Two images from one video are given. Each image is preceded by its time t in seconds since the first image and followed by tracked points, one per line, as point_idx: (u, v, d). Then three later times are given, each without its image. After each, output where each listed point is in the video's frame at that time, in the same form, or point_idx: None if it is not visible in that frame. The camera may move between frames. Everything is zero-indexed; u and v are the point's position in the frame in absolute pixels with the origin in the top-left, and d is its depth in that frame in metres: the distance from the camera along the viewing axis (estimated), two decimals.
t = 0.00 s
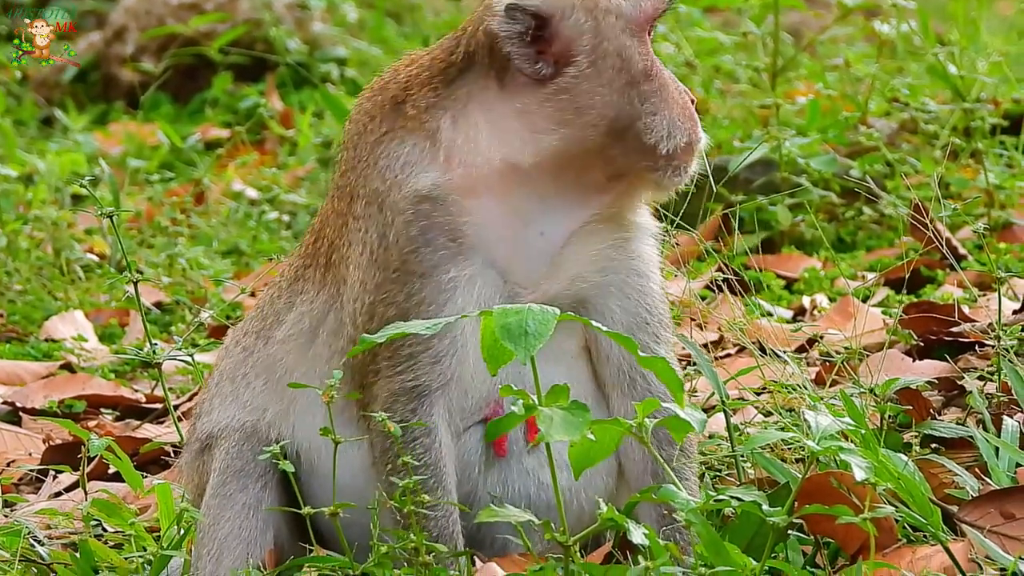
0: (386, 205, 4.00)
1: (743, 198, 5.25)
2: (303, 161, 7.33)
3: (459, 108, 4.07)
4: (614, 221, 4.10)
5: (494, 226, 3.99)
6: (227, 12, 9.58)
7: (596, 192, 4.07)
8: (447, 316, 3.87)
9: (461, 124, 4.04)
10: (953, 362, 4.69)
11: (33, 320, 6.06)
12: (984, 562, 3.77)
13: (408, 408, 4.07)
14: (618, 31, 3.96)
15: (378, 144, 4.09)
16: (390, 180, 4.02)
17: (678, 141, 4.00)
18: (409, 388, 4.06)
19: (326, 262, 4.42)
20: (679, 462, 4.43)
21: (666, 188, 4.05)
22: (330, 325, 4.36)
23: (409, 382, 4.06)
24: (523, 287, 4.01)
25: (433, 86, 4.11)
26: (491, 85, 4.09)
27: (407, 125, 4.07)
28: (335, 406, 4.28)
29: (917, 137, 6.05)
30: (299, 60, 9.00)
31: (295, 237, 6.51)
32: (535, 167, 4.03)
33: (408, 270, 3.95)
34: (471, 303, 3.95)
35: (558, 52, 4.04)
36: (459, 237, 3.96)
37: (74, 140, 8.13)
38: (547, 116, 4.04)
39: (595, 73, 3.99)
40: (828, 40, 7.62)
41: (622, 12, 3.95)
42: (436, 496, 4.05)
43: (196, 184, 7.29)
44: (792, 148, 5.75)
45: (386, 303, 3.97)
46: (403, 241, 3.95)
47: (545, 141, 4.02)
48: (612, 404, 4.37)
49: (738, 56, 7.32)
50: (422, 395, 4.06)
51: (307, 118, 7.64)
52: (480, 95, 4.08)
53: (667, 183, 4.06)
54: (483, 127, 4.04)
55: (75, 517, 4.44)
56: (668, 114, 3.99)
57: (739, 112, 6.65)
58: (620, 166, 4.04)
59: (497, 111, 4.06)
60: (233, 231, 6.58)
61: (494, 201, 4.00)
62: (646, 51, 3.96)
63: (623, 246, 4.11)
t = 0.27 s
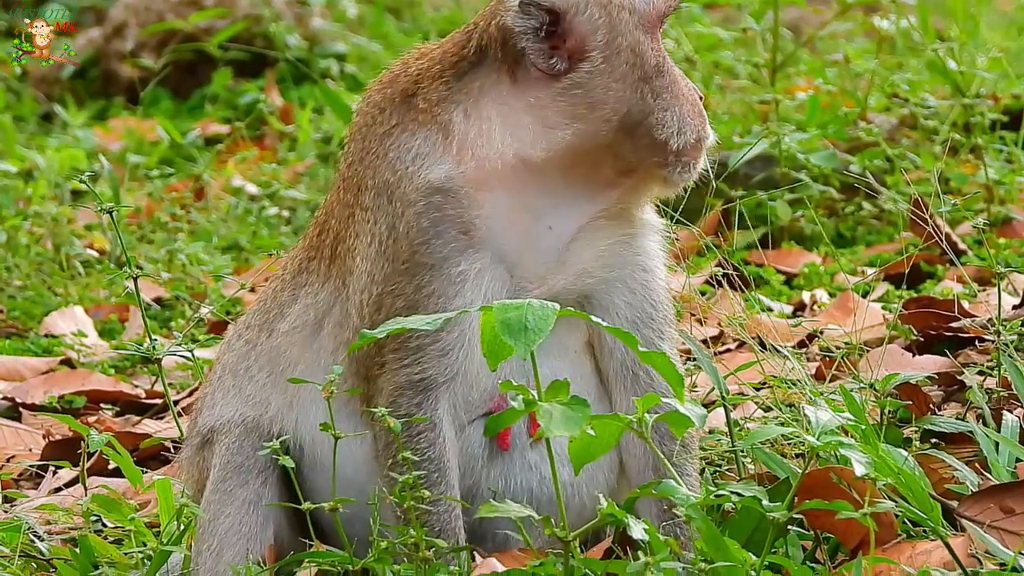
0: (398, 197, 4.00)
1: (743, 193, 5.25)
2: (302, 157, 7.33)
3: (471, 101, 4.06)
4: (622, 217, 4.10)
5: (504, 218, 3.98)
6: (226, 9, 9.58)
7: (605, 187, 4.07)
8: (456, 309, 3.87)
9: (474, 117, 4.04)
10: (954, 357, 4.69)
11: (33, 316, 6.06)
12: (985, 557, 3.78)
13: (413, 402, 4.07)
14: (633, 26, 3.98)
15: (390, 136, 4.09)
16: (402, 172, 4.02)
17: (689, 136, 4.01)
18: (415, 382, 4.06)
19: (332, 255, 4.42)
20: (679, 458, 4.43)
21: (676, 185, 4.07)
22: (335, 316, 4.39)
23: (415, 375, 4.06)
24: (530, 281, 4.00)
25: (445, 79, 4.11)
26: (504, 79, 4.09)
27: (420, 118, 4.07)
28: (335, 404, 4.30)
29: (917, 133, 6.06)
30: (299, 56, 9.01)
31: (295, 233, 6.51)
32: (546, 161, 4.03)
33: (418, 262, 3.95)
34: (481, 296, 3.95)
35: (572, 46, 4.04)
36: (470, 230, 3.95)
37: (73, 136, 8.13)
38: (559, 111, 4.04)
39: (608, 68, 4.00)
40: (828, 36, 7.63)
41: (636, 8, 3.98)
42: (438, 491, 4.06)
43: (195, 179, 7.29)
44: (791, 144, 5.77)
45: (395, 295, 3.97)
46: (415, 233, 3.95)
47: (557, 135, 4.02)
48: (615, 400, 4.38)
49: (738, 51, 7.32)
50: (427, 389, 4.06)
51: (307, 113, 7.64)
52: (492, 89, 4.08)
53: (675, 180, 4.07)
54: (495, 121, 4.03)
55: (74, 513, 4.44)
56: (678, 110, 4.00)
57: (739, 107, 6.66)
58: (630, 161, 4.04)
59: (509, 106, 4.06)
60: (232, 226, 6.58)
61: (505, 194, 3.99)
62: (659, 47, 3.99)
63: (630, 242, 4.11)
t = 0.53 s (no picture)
0: (394, 196, 4.00)
1: (737, 192, 5.25)
2: (297, 155, 7.34)
3: (467, 100, 4.06)
4: (618, 216, 4.10)
5: (501, 217, 3.98)
6: (222, 7, 9.58)
7: (602, 186, 4.07)
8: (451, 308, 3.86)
9: (470, 116, 4.04)
10: (948, 356, 4.69)
11: (27, 314, 6.05)
12: (979, 556, 3.78)
13: (409, 400, 4.07)
14: (630, 25, 3.98)
15: (387, 134, 4.09)
16: (398, 170, 4.02)
17: (684, 136, 4.01)
18: (410, 380, 4.06)
19: (328, 253, 4.41)
20: (674, 457, 4.43)
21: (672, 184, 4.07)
22: (330, 315, 4.38)
23: (410, 373, 4.06)
24: (526, 280, 3.99)
25: (442, 78, 4.11)
26: (501, 78, 4.08)
27: (417, 117, 4.07)
28: (329, 402, 4.30)
29: (911, 132, 6.06)
30: (294, 55, 9.00)
31: (290, 231, 6.50)
32: (543, 160, 4.02)
33: (414, 260, 3.95)
34: (477, 295, 3.94)
35: (569, 45, 4.04)
36: (466, 229, 3.95)
37: (68, 135, 8.13)
38: (556, 110, 4.03)
39: (604, 67, 4.00)
40: (822, 34, 7.64)
41: (633, 7, 3.98)
42: (432, 489, 4.05)
43: (190, 178, 7.29)
44: (786, 143, 5.78)
45: (391, 293, 3.97)
46: (412, 231, 3.95)
47: (553, 134, 4.01)
48: (610, 398, 4.39)
49: (732, 49, 7.33)
50: (422, 387, 4.06)
51: (302, 112, 7.65)
52: (489, 88, 4.07)
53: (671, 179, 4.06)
54: (492, 120, 4.03)
55: (69, 511, 4.44)
56: (676, 109, 4.00)
57: (734, 106, 6.66)
58: (627, 160, 4.04)
59: (506, 104, 4.06)
60: (227, 225, 6.58)
61: (501, 193, 3.99)
62: (656, 45, 3.99)
63: (627, 241, 4.10)
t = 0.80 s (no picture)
0: (391, 194, 3.99)
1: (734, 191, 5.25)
2: (294, 154, 7.34)
3: (466, 98, 4.05)
4: (616, 215, 4.09)
5: (499, 215, 3.97)
6: (219, 6, 9.58)
7: (600, 184, 4.06)
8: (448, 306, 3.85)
9: (468, 114, 4.03)
10: (945, 355, 4.70)
11: (24, 312, 6.05)
12: (976, 556, 3.73)
13: (406, 398, 4.07)
14: (629, 24, 3.97)
15: (385, 132, 4.08)
16: (396, 168, 4.01)
17: (683, 136, 4.01)
18: (407, 378, 4.06)
19: (326, 251, 4.41)
20: (671, 455, 4.43)
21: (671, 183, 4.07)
22: (329, 313, 4.36)
23: (408, 372, 4.06)
24: (524, 279, 3.99)
25: (440, 76, 4.10)
26: (499, 76, 4.07)
27: (415, 114, 4.06)
28: (327, 400, 4.30)
29: (908, 131, 6.07)
30: (291, 53, 9.00)
31: (286, 230, 6.50)
32: (541, 158, 4.02)
33: (412, 259, 3.94)
34: (474, 293, 3.93)
35: (567, 44, 4.03)
36: (463, 227, 3.94)
37: (65, 133, 8.13)
38: (554, 108, 4.03)
39: (602, 66, 3.99)
40: (819, 33, 7.64)
41: (631, 6, 3.98)
42: (429, 488, 4.05)
43: (188, 177, 7.29)
44: (783, 142, 5.79)
45: (389, 291, 3.96)
46: (409, 229, 3.94)
47: (551, 133, 4.01)
48: (607, 397, 4.39)
49: (730, 48, 7.33)
50: (420, 386, 4.06)
51: (299, 110, 7.65)
52: (487, 86, 4.06)
53: (669, 178, 4.06)
54: (490, 118, 4.02)
55: (66, 509, 4.44)
56: (674, 108, 4.00)
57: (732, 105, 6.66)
58: (625, 159, 4.04)
59: (504, 102, 4.04)
60: (224, 223, 6.58)
61: (499, 191, 3.98)
62: (654, 45, 3.98)
63: (624, 240, 4.10)
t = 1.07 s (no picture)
0: (382, 203, 4.00)
1: (728, 199, 5.25)
2: (287, 162, 7.34)
3: (456, 108, 4.05)
4: (612, 224, 4.07)
5: (490, 224, 3.97)
6: (213, 14, 9.58)
7: (592, 194, 4.05)
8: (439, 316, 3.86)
9: (459, 123, 4.03)
10: (939, 364, 4.70)
11: (17, 320, 6.04)
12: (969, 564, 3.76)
13: (399, 408, 4.06)
14: (619, 35, 3.93)
15: (376, 141, 4.09)
16: (387, 177, 4.02)
17: (676, 147, 4.00)
18: (399, 388, 4.05)
19: (319, 260, 4.41)
20: (665, 464, 4.43)
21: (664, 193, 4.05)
22: (323, 322, 4.37)
23: (400, 381, 4.05)
24: (516, 287, 3.98)
25: (432, 85, 4.11)
26: (490, 86, 4.06)
27: (406, 124, 4.07)
28: (320, 410, 4.30)
29: (902, 139, 6.07)
30: (285, 62, 9.00)
31: (280, 238, 6.51)
32: (533, 168, 4.00)
33: (403, 268, 3.95)
34: (465, 303, 3.94)
35: (557, 54, 3.99)
36: (454, 236, 3.95)
37: (59, 141, 8.14)
38: (545, 119, 4.00)
39: (593, 77, 3.96)
40: (812, 41, 7.64)
41: (620, 17, 3.93)
42: (422, 497, 4.04)
43: (181, 185, 7.29)
44: (777, 150, 5.79)
45: (380, 300, 3.97)
46: (400, 239, 3.95)
47: (541, 143, 3.98)
48: (602, 406, 4.38)
49: (723, 56, 7.34)
50: (412, 395, 4.05)
51: (294, 119, 7.66)
52: (478, 96, 4.06)
53: (663, 188, 4.05)
54: (480, 127, 4.02)
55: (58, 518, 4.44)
56: (667, 120, 3.98)
57: (725, 113, 6.67)
58: (617, 170, 4.02)
59: (494, 112, 4.03)
60: (217, 232, 6.59)
61: (490, 201, 3.98)
62: (646, 56, 3.94)
63: (618, 250, 4.09)
